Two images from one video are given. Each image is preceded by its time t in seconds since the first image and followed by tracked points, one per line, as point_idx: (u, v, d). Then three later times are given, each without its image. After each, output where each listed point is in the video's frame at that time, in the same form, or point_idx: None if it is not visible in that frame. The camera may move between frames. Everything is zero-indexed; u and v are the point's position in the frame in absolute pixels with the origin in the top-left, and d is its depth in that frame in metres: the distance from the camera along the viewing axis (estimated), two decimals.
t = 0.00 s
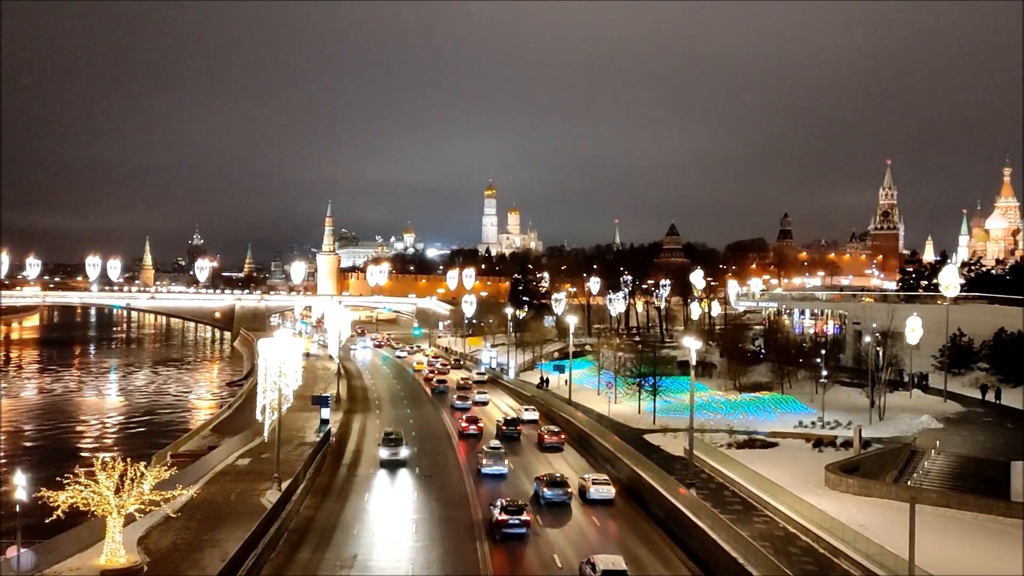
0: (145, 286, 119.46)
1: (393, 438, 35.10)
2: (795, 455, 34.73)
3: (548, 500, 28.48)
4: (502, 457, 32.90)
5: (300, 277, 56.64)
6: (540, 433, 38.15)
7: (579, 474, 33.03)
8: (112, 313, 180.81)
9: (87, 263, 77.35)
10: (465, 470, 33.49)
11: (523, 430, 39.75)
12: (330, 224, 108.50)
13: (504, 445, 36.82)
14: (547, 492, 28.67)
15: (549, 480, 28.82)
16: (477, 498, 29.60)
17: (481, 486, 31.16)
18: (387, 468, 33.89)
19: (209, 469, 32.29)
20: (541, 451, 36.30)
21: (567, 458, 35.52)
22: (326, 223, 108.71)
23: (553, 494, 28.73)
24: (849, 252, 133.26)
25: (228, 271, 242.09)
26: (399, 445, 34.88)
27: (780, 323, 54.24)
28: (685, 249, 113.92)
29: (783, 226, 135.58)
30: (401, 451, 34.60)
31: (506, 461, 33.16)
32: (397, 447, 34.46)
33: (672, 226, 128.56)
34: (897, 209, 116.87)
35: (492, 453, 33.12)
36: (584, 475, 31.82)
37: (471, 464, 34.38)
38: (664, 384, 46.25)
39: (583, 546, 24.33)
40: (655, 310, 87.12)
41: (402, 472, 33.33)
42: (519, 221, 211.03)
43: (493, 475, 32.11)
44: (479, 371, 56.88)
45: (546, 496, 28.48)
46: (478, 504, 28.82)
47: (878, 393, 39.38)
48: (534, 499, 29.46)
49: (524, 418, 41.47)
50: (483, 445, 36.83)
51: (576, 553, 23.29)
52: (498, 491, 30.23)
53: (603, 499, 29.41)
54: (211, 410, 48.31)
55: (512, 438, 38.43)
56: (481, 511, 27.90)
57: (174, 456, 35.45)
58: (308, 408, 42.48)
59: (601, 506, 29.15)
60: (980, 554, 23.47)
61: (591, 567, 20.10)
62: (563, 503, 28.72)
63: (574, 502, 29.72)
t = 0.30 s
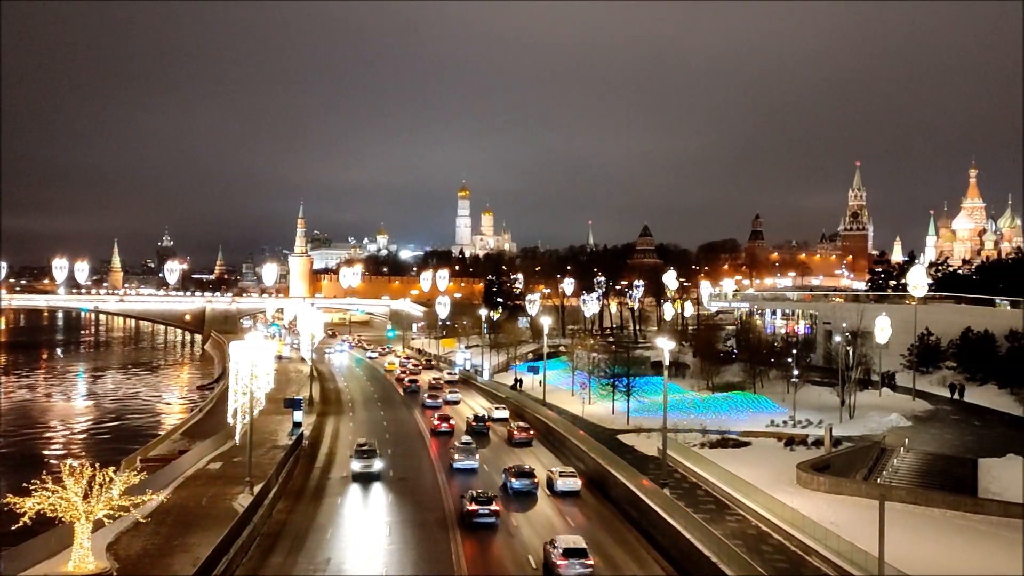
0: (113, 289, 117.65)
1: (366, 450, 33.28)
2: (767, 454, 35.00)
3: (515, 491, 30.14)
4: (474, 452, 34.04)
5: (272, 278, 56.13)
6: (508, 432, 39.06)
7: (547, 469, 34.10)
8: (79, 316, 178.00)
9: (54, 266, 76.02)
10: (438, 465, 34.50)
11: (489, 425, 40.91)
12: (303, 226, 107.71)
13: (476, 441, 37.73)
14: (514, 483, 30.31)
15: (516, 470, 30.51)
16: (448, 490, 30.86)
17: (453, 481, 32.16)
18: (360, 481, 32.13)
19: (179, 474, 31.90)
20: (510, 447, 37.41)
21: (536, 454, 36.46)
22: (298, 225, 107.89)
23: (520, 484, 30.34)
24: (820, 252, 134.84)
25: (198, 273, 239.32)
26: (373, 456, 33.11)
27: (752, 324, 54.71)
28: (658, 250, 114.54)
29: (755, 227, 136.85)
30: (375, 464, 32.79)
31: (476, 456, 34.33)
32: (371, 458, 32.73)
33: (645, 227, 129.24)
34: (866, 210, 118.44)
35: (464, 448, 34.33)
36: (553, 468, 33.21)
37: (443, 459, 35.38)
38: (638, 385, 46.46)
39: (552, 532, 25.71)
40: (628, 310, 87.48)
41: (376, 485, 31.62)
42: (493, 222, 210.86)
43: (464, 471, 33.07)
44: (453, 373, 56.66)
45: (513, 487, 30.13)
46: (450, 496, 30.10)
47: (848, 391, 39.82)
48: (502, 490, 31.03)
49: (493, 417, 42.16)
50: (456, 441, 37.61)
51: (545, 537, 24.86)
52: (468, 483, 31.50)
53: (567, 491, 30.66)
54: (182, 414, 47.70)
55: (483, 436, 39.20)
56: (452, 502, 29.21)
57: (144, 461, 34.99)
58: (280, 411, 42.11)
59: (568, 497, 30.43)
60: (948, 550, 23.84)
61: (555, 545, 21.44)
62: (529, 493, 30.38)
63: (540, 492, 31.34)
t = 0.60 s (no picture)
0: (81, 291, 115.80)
1: (340, 463, 31.41)
2: (740, 453, 35.27)
3: (484, 481, 31.40)
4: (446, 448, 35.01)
5: (244, 279, 55.52)
6: (479, 429, 39.86)
7: (516, 463, 35.09)
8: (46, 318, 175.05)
9: (20, 267, 74.64)
10: (412, 463, 34.78)
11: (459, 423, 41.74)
12: (275, 226, 106.84)
13: (447, 438, 38.51)
14: (484, 474, 31.53)
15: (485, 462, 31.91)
16: (419, 484, 31.80)
17: (425, 475, 32.99)
18: (332, 496, 30.34)
19: (149, 478, 31.45)
20: (480, 443, 38.26)
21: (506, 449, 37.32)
22: (270, 225, 106.98)
23: (489, 475, 31.66)
24: (791, 253, 136.29)
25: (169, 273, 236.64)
26: (347, 470, 31.24)
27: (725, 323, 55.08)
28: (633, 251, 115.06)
29: (727, 227, 137.99)
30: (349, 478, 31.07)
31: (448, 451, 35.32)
32: (344, 472, 31.00)
33: (619, 228, 129.81)
34: (837, 210, 119.85)
35: (437, 443, 35.30)
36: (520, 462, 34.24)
37: (414, 454, 36.22)
38: (612, 385, 46.54)
39: (520, 518, 27.13)
40: (602, 311, 87.81)
41: (349, 500, 29.80)
42: (467, 223, 210.60)
43: (436, 464, 34.02)
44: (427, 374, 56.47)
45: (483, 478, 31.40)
46: (422, 489, 31.04)
47: (820, 390, 40.16)
48: (472, 481, 32.24)
49: (464, 415, 42.87)
50: (428, 437, 38.33)
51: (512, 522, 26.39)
52: (441, 475, 32.54)
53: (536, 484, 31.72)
54: (152, 417, 47.06)
55: (454, 433, 39.99)
56: (424, 494, 30.27)
57: (113, 465, 34.48)
58: (253, 413, 41.68)
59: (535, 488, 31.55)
60: (919, 547, 24.11)
61: (519, 526, 23.41)
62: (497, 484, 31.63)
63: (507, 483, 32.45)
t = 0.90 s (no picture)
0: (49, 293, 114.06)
1: (313, 479, 29.20)
2: (714, 452, 35.46)
3: (453, 473, 32.80)
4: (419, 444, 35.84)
5: (217, 280, 54.98)
6: (449, 425, 40.59)
7: (486, 459, 35.97)
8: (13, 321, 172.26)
9: None
10: (387, 463, 34.91)
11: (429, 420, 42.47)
12: (248, 227, 106.04)
13: (420, 435, 39.09)
14: (454, 466, 32.87)
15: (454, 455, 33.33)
16: (393, 479, 32.66)
17: (398, 470, 33.89)
18: (304, 514, 28.21)
19: (120, 482, 31.07)
20: (451, 439, 38.95)
21: (476, 445, 38.04)
22: (244, 227, 106.16)
23: (459, 467, 33.05)
24: (764, 253, 137.48)
25: (141, 275, 234.00)
26: (321, 485, 29.07)
27: (699, 323, 55.46)
28: (608, 252, 115.50)
29: (701, 228, 138.92)
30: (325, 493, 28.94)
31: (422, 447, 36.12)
32: (317, 488, 28.89)
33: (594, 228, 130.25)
34: (809, 211, 121.06)
35: (411, 439, 36.15)
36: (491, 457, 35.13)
37: (389, 450, 36.93)
38: (588, 386, 46.67)
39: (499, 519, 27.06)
40: (578, 311, 88.00)
41: (322, 518, 27.65)
42: (443, 224, 210.21)
43: (409, 461, 34.77)
44: (402, 376, 56.32)
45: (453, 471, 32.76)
46: (396, 489, 31.28)
47: (793, 389, 40.51)
48: (442, 474, 33.56)
49: (435, 413, 43.52)
50: (401, 435, 38.90)
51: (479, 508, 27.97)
52: (414, 471, 33.46)
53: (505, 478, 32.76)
54: (123, 421, 46.48)
55: (426, 430, 40.64)
56: (398, 488, 31.34)
57: (83, 470, 34.03)
58: (225, 417, 41.32)
59: (504, 481, 32.58)
60: (891, 544, 24.37)
61: (486, 511, 25.45)
62: (466, 476, 32.94)
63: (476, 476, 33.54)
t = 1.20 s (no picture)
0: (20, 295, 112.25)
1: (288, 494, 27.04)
2: (692, 452, 35.60)
3: (426, 465, 33.94)
4: (394, 439, 36.64)
5: (193, 281, 54.45)
6: (424, 423, 41.19)
7: (458, 454, 36.73)
8: None
9: None
10: (364, 463, 34.97)
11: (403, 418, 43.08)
12: (223, 228, 105.16)
13: (395, 432, 39.60)
14: (426, 458, 34.04)
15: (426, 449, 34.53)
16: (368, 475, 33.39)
17: (374, 464, 34.70)
18: (278, 533, 26.10)
19: (94, 485, 30.71)
20: (425, 436, 39.56)
21: (449, 441, 38.67)
22: (219, 227, 105.26)
23: (431, 459, 34.39)
24: (741, 253, 138.34)
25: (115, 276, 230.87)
26: (295, 500, 26.94)
27: (676, 323, 55.73)
28: (586, 252, 115.70)
29: (679, 229, 139.58)
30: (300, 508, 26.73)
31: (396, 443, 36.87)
32: (292, 503, 26.64)
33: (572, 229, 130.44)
34: (785, 212, 121.99)
35: (385, 435, 36.90)
36: (463, 451, 36.00)
37: (365, 446, 37.60)
38: (566, 385, 46.76)
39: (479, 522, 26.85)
40: (556, 312, 88.13)
41: (298, 538, 25.51)
42: (420, 224, 209.49)
43: (385, 456, 35.48)
44: (380, 377, 56.07)
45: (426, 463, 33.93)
46: (373, 490, 31.18)
47: (769, 389, 40.76)
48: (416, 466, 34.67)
49: (409, 411, 44.09)
50: (377, 432, 39.37)
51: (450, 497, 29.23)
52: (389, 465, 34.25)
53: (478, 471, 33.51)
54: (96, 423, 45.91)
55: (401, 427, 41.16)
56: (373, 482, 32.27)
57: (56, 473, 33.59)
58: (201, 419, 40.93)
59: (476, 475, 33.37)
60: (866, 541, 24.58)
61: (455, 498, 26.93)
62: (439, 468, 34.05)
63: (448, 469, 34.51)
